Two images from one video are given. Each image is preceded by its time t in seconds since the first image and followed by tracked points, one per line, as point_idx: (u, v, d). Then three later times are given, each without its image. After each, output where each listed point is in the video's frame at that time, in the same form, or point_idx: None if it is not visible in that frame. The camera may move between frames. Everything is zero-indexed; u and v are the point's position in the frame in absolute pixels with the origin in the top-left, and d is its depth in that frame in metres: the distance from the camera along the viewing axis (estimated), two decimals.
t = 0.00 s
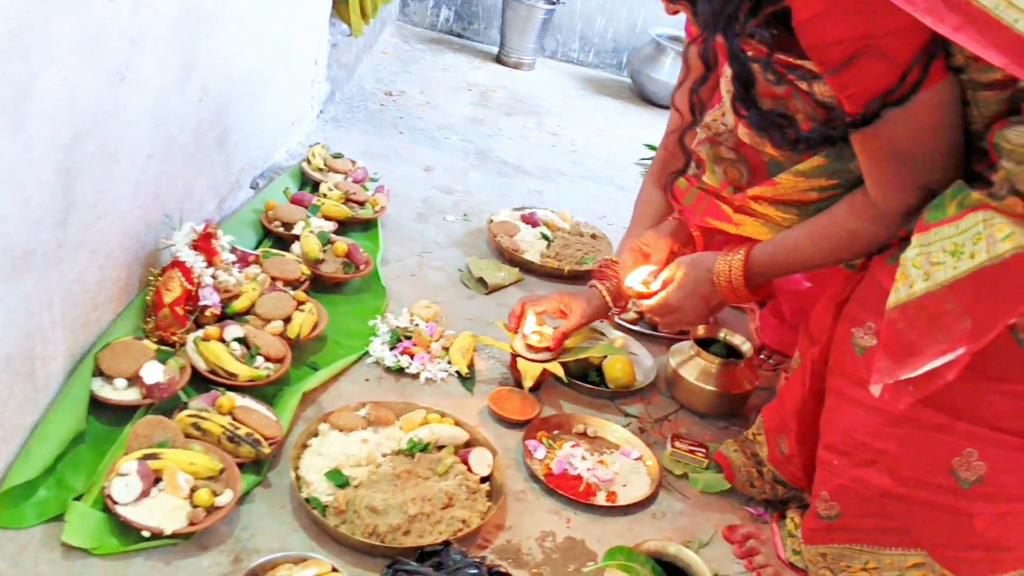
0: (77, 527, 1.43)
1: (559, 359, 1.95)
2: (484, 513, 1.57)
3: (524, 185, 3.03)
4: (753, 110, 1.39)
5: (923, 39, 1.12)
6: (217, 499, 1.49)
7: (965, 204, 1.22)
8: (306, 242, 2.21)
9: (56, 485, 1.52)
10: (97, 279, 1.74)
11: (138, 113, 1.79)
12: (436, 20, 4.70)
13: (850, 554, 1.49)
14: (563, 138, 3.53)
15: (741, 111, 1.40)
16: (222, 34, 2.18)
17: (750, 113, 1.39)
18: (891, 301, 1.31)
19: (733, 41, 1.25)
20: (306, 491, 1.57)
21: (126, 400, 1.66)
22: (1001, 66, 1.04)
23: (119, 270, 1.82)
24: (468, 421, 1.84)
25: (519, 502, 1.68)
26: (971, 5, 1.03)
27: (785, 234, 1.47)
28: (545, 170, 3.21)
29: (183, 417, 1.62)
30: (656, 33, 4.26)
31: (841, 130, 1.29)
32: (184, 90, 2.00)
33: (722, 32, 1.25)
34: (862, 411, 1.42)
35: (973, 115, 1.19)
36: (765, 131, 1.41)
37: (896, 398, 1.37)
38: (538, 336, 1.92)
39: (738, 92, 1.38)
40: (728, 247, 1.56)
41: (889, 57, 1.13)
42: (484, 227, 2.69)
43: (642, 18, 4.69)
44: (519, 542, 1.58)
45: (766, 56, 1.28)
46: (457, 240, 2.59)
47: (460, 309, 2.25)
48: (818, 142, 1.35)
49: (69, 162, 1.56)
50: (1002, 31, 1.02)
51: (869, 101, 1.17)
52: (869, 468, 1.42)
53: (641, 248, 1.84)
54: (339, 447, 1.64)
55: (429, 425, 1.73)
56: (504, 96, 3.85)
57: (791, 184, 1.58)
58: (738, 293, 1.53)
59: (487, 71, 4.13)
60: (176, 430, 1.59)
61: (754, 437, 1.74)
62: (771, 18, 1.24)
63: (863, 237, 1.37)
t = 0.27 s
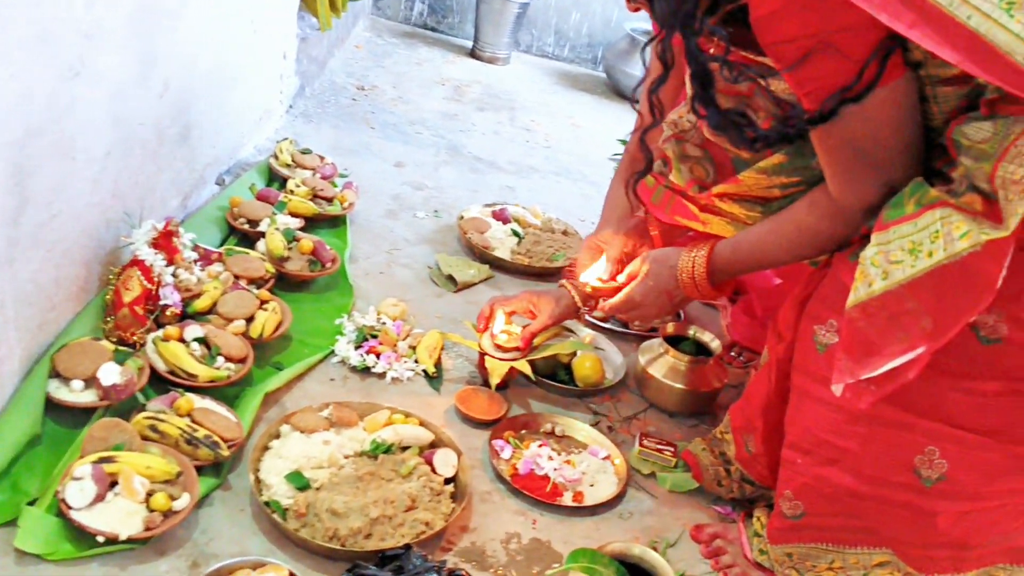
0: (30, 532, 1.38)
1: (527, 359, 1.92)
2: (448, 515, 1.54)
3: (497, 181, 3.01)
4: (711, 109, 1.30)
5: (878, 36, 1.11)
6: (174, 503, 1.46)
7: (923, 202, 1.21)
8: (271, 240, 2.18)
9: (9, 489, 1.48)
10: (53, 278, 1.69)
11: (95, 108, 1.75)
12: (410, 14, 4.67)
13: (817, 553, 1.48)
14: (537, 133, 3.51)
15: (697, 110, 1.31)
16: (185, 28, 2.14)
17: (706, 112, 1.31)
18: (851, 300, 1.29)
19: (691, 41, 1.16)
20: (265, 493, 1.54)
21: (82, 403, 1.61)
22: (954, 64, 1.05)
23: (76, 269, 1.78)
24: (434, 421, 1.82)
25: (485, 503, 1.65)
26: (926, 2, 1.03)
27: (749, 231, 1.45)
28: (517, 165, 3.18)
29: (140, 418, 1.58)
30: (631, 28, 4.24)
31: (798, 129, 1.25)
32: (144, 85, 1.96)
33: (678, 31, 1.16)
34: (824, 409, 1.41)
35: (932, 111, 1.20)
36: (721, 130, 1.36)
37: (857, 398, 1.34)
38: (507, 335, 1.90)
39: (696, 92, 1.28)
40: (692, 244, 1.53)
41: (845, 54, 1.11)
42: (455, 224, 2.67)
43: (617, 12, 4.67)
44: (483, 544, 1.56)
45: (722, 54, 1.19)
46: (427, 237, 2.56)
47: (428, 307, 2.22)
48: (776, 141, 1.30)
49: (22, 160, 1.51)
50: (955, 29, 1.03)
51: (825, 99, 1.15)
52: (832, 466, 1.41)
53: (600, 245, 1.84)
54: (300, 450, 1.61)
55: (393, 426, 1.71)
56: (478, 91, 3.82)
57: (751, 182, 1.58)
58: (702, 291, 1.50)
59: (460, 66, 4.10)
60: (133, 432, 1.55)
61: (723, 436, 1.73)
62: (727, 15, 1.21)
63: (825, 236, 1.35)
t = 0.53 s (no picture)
0: None
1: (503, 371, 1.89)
2: (423, 534, 1.51)
3: (476, 189, 2.99)
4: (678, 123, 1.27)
5: (843, 47, 1.09)
6: (141, 527, 1.42)
7: (893, 215, 1.19)
8: (244, 253, 2.14)
9: None
10: (17, 296, 1.65)
11: (60, 122, 1.71)
12: (388, 20, 4.67)
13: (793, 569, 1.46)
14: (516, 140, 3.49)
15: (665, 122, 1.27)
16: (154, 38, 2.10)
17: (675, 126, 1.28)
18: (823, 314, 1.28)
19: (656, 55, 1.14)
20: (235, 515, 1.50)
21: (47, 424, 1.57)
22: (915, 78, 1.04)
23: (43, 286, 1.74)
24: (410, 437, 1.79)
25: (461, 521, 1.63)
26: (886, 15, 1.02)
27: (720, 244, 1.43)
28: (496, 173, 3.16)
29: (107, 439, 1.54)
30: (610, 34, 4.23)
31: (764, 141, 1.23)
32: (112, 96, 1.92)
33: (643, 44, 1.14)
34: (800, 423, 1.39)
35: (901, 121, 1.20)
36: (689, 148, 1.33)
37: (831, 412, 1.33)
38: (481, 349, 1.89)
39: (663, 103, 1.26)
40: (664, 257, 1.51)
41: (809, 66, 1.09)
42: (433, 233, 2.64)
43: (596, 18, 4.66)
44: (460, 563, 1.53)
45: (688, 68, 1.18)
46: (404, 247, 2.53)
47: (405, 319, 2.19)
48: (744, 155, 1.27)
49: None
50: (916, 43, 1.02)
51: (791, 111, 1.13)
52: (808, 481, 1.39)
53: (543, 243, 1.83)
54: (271, 470, 1.58)
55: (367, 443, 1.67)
56: (457, 97, 3.80)
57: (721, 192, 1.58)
58: (676, 305, 1.48)
59: (439, 72, 4.08)
60: (99, 453, 1.50)
61: (702, 448, 1.74)
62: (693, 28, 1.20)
63: (796, 249, 1.33)
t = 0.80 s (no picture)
0: None
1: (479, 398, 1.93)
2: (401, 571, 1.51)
3: (452, 214, 2.98)
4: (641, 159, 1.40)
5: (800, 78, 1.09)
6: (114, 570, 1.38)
7: (856, 244, 1.21)
8: (218, 284, 2.13)
9: None
10: None
11: (29, 157, 1.69)
12: (364, 44, 4.72)
13: None
14: (493, 164, 3.51)
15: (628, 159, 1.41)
16: (127, 70, 2.09)
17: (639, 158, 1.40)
18: (791, 344, 1.28)
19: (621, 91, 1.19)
20: (210, 555, 1.48)
21: (18, 465, 1.53)
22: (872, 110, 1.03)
23: (10, 324, 1.71)
24: (387, 470, 1.78)
25: (439, 555, 1.62)
26: (840, 49, 1.01)
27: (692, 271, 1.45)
28: (473, 197, 3.17)
29: (79, 480, 1.51)
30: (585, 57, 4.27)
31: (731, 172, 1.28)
32: (84, 130, 1.90)
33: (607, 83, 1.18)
34: (773, 451, 1.39)
35: (859, 150, 1.20)
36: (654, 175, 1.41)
37: (805, 439, 1.33)
38: (457, 379, 1.91)
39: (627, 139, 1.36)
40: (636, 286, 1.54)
41: (767, 98, 1.11)
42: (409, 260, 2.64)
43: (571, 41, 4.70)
44: None
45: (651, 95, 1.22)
46: (381, 274, 2.52)
47: (381, 347, 2.18)
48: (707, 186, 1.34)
49: None
50: (870, 75, 1.01)
51: (753, 142, 1.15)
52: (782, 509, 1.39)
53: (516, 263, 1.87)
54: (245, 508, 1.56)
55: (342, 478, 1.66)
56: (433, 121, 3.81)
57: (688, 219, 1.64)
58: (648, 334, 1.50)
59: (416, 96, 4.09)
60: (71, 496, 1.48)
61: (679, 476, 1.71)
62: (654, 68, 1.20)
63: (766, 276, 1.35)
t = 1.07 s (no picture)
0: None
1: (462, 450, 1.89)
2: None
3: (431, 259, 2.99)
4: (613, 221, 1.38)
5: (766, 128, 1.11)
6: None
7: (827, 291, 1.21)
8: (196, 336, 2.11)
9: None
10: None
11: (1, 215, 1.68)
12: (341, 89, 4.81)
13: None
14: (472, 207, 3.53)
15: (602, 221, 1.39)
16: (101, 124, 2.09)
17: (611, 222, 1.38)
18: (768, 391, 1.27)
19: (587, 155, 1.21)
20: None
21: None
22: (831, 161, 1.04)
23: None
24: (370, 525, 1.76)
25: None
26: (796, 104, 1.03)
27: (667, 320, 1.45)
28: (453, 241, 3.18)
29: (56, 542, 1.48)
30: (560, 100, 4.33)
31: (698, 228, 1.27)
32: (57, 185, 1.90)
33: (573, 147, 1.21)
34: (755, 497, 1.39)
35: (826, 202, 1.23)
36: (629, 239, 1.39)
37: (787, 485, 1.33)
38: (439, 429, 1.86)
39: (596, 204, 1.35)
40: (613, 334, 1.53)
41: (736, 149, 1.12)
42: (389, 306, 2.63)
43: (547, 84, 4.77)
44: None
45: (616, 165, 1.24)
46: (361, 322, 2.52)
47: (362, 397, 2.17)
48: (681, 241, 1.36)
49: None
50: (826, 127, 1.03)
51: (723, 194, 1.16)
52: (766, 555, 1.39)
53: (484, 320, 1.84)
54: (227, 568, 1.54)
55: (324, 534, 1.63)
56: (411, 165, 3.84)
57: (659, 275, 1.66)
58: (627, 383, 1.50)
59: (393, 140, 4.13)
60: (49, 556, 1.43)
61: (663, 524, 1.70)
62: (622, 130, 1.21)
63: (740, 325, 1.34)
